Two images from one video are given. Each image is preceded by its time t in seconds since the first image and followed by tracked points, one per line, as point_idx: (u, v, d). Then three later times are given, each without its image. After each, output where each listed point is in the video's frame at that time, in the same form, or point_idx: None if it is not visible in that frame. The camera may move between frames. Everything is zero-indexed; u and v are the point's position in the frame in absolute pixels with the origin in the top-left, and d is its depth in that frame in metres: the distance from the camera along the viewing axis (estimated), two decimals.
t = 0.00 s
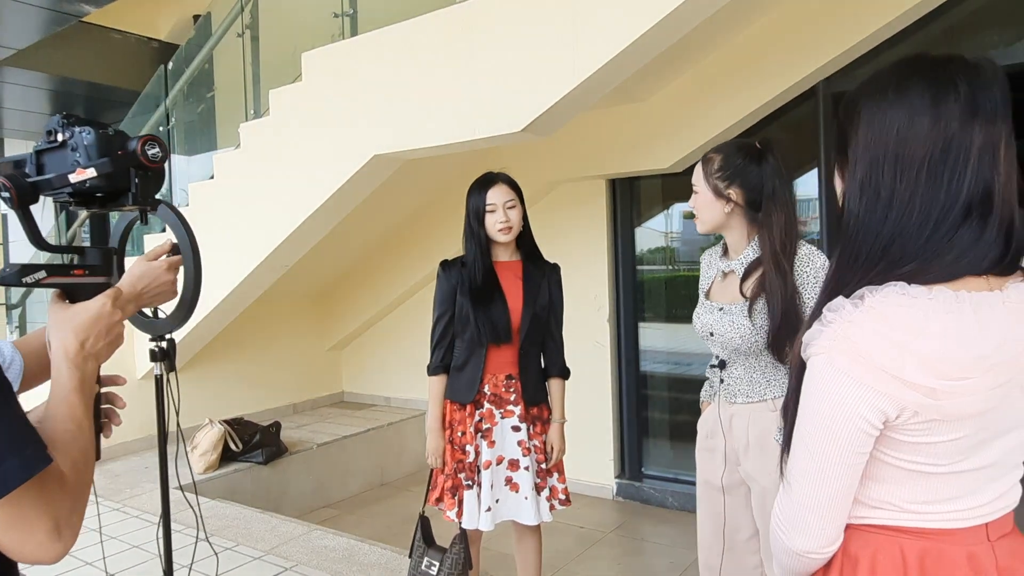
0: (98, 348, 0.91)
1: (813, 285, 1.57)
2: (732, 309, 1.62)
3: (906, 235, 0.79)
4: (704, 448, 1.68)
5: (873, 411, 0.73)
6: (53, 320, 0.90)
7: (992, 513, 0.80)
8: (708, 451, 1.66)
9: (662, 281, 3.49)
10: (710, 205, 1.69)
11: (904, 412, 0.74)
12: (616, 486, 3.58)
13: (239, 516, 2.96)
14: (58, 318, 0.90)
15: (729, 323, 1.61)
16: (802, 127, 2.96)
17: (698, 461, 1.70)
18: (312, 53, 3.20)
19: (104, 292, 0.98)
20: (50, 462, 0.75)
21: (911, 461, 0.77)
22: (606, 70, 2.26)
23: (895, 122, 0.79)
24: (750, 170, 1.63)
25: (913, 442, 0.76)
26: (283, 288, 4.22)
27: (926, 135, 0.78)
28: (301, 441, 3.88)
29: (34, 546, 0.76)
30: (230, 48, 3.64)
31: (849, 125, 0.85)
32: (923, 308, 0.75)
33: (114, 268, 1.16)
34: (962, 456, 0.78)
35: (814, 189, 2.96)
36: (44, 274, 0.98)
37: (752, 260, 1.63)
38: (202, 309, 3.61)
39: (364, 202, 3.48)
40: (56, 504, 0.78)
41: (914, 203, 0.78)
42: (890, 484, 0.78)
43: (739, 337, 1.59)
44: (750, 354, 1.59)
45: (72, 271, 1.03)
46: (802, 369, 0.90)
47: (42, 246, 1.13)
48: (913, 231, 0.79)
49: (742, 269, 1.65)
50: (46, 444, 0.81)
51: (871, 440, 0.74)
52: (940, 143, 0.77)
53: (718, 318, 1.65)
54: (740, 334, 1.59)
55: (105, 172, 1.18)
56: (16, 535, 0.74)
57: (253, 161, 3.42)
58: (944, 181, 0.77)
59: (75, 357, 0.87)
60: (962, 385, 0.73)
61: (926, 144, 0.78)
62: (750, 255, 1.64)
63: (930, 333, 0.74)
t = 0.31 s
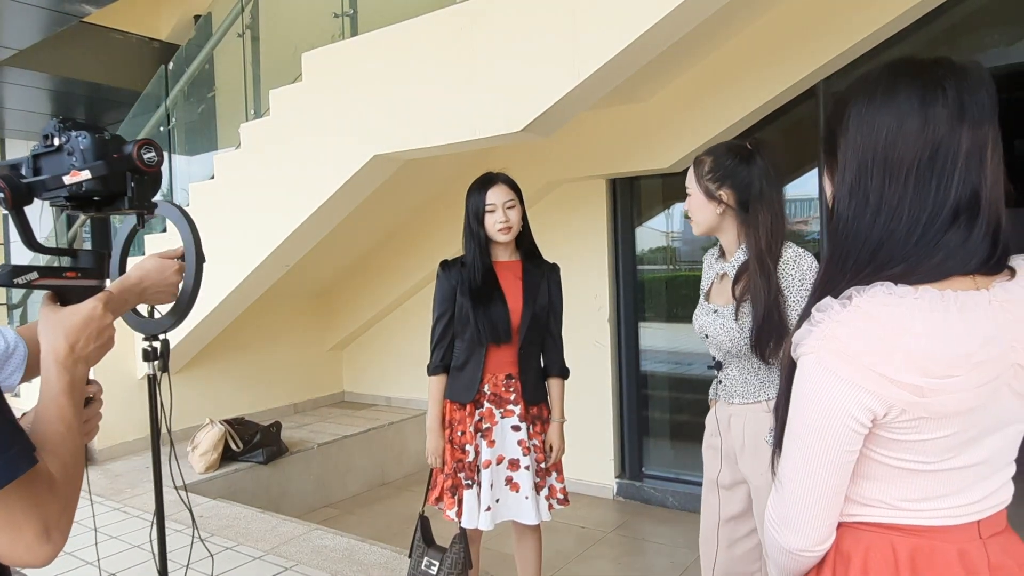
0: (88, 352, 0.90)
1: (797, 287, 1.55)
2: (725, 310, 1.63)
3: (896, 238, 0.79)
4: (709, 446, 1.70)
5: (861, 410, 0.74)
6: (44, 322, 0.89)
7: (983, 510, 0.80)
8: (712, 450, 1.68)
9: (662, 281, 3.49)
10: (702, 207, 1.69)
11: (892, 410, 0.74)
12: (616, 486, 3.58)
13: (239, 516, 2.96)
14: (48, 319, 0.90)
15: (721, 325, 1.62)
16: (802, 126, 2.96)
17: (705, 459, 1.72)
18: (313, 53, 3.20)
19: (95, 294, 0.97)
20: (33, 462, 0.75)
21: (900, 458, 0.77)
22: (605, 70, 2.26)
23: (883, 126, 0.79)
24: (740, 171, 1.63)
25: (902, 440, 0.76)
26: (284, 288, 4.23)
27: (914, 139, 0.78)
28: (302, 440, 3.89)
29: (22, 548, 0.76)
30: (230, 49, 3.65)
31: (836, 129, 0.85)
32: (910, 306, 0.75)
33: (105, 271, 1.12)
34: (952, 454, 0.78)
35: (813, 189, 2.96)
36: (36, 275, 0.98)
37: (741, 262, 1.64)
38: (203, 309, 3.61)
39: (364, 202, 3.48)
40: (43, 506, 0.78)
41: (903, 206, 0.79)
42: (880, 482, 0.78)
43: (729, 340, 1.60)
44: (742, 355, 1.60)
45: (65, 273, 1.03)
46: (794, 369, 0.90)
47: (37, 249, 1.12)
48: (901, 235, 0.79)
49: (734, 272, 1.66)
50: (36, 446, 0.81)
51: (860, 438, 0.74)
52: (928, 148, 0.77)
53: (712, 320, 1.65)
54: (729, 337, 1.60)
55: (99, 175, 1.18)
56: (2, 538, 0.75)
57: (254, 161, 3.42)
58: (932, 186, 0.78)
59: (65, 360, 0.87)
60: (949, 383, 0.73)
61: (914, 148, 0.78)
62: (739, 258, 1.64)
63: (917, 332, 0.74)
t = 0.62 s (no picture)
0: (88, 350, 0.90)
1: (792, 290, 1.53)
2: (725, 311, 1.64)
3: (898, 239, 0.79)
4: (713, 444, 1.70)
5: (866, 410, 0.73)
6: (44, 321, 0.89)
7: (987, 512, 0.79)
8: (716, 449, 1.68)
9: (665, 281, 3.49)
10: (705, 207, 1.69)
11: (897, 410, 0.73)
12: (619, 486, 3.57)
13: (242, 516, 2.96)
14: (47, 319, 0.90)
15: (719, 326, 1.63)
16: (805, 126, 2.95)
17: (710, 458, 1.72)
18: (315, 53, 3.20)
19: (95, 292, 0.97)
20: (33, 460, 0.75)
21: (905, 460, 0.77)
22: (608, 70, 2.26)
23: (884, 126, 0.79)
24: (744, 172, 1.63)
25: (906, 441, 0.76)
26: (287, 288, 4.23)
27: (916, 139, 0.78)
28: (304, 440, 3.89)
29: (23, 545, 0.76)
30: (233, 49, 3.65)
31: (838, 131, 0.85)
32: (914, 306, 0.75)
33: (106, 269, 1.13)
34: (956, 455, 0.77)
35: (816, 189, 2.96)
36: (35, 274, 0.98)
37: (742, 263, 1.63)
38: (206, 309, 3.61)
39: (367, 202, 3.48)
40: (45, 504, 0.78)
41: (906, 207, 0.78)
42: (884, 484, 0.78)
43: (726, 339, 1.61)
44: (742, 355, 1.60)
45: (65, 271, 1.02)
46: (796, 370, 0.90)
47: (36, 247, 1.10)
48: (904, 235, 0.79)
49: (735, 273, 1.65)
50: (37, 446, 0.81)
51: (864, 438, 0.74)
52: (930, 148, 0.77)
53: (714, 320, 1.65)
54: (725, 337, 1.61)
55: (97, 173, 1.18)
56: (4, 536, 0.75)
57: (257, 161, 3.43)
58: (936, 186, 0.77)
59: (65, 359, 0.86)
60: (953, 383, 0.73)
61: (917, 149, 0.78)
62: (739, 259, 1.64)
63: (921, 331, 0.74)
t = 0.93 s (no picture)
0: (85, 346, 0.90)
1: (800, 287, 1.52)
2: (729, 309, 1.63)
3: (910, 238, 0.79)
4: (715, 443, 1.70)
5: (876, 409, 0.73)
6: (41, 320, 0.89)
7: (995, 512, 0.79)
8: (717, 449, 1.68)
9: (666, 281, 3.48)
10: (714, 206, 1.69)
11: (908, 409, 0.73)
12: (620, 485, 3.57)
13: (244, 515, 2.96)
14: (43, 317, 0.90)
15: (725, 323, 1.62)
16: (807, 126, 2.95)
17: (710, 458, 1.72)
18: (317, 52, 3.20)
19: (92, 289, 0.97)
20: (34, 457, 0.75)
21: (914, 460, 0.77)
22: (609, 69, 2.26)
23: (896, 125, 0.78)
24: (755, 171, 1.64)
25: (916, 440, 0.76)
26: (289, 287, 4.23)
27: (929, 138, 0.77)
28: (306, 440, 3.89)
29: (25, 543, 0.76)
30: (235, 49, 3.66)
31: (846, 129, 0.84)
32: (923, 303, 0.75)
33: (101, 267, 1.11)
34: (964, 454, 0.77)
35: (818, 188, 2.96)
36: (32, 270, 0.98)
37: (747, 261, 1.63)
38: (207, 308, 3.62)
39: (367, 202, 3.49)
40: (47, 501, 0.77)
41: (919, 206, 0.78)
42: (893, 484, 0.78)
43: (732, 338, 1.61)
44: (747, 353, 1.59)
45: (61, 268, 1.02)
46: (802, 369, 0.90)
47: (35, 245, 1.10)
48: (916, 234, 0.79)
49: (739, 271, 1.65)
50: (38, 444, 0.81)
51: (875, 437, 0.74)
52: (943, 148, 0.77)
53: (717, 318, 1.65)
54: (732, 335, 1.61)
55: (92, 169, 1.19)
56: (7, 534, 0.75)
57: (258, 161, 3.42)
58: (948, 185, 0.77)
59: (63, 356, 0.86)
60: (962, 379, 0.73)
61: (929, 149, 0.77)
62: (744, 257, 1.64)
63: (931, 328, 0.74)
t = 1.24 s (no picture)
0: (88, 342, 0.88)
1: (811, 281, 1.52)
2: (736, 307, 1.62)
3: (945, 236, 0.78)
4: (715, 443, 1.70)
5: (892, 405, 0.72)
6: (45, 314, 0.87)
7: (1006, 513, 0.79)
8: (718, 449, 1.68)
9: (667, 280, 3.48)
10: (728, 205, 1.68)
11: (924, 405, 0.73)
12: (622, 484, 3.57)
13: (245, 514, 2.96)
14: (47, 311, 0.88)
15: (733, 322, 1.61)
16: (808, 125, 2.94)
17: (708, 459, 1.71)
18: (317, 51, 3.19)
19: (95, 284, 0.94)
20: (39, 454, 0.74)
21: (928, 459, 0.76)
22: (610, 68, 2.25)
23: (938, 120, 0.77)
24: (770, 170, 1.66)
25: (930, 438, 0.75)
26: (290, 286, 4.23)
27: (972, 138, 0.76)
28: (307, 439, 3.89)
29: (31, 540, 0.76)
30: (235, 47, 3.65)
31: (876, 120, 0.81)
32: (940, 298, 0.75)
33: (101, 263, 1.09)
34: (977, 453, 0.77)
35: (818, 187, 2.95)
36: (35, 266, 0.98)
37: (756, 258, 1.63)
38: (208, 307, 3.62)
39: (368, 201, 3.48)
40: (53, 498, 0.77)
41: (958, 205, 0.77)
42: (906, 484, 0.77)
43: (741, 335, 1.59)
44: (754, 351, 1.59)
45: (63, 263, 1.02)
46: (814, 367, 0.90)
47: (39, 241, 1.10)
48: (946, 232, 0.78)
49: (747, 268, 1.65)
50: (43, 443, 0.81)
51: (889, 434, 0.73)
52: (984, 147, 0.76)
53: (722, 316, 1.65)
54: (741, 332, 1.59)
55: (96, 165, 1.18)
56: (13, 531, 0.74)
57: (259, 159, 3.42)
58: (981, 184, 0.77)
59: (65, 352, 0.85)
60: (978, 374, 0.73)
61: (972, 148, 0.76)
62: (753, 253, 1.64)
63: (948, 323, 0.73)
